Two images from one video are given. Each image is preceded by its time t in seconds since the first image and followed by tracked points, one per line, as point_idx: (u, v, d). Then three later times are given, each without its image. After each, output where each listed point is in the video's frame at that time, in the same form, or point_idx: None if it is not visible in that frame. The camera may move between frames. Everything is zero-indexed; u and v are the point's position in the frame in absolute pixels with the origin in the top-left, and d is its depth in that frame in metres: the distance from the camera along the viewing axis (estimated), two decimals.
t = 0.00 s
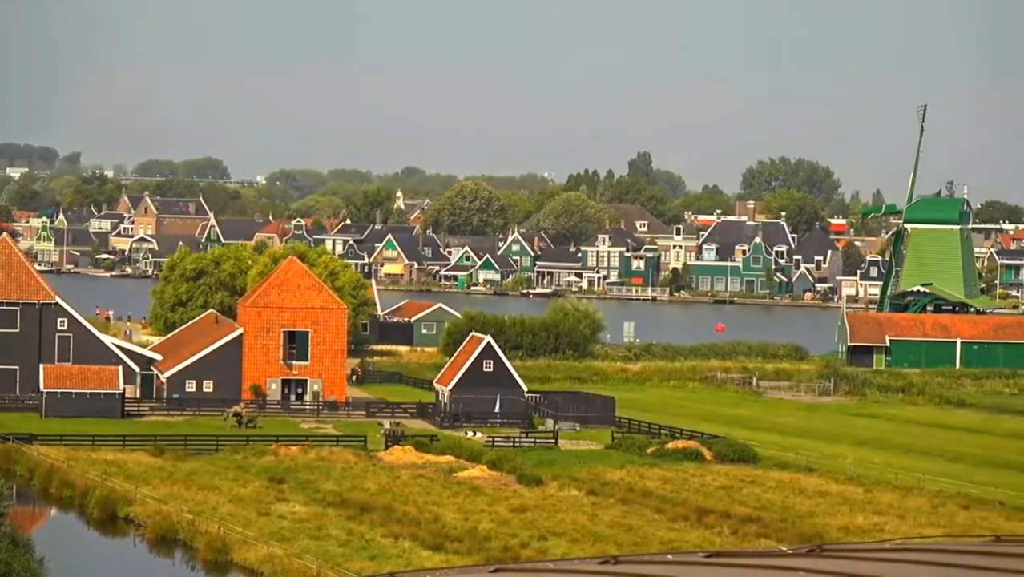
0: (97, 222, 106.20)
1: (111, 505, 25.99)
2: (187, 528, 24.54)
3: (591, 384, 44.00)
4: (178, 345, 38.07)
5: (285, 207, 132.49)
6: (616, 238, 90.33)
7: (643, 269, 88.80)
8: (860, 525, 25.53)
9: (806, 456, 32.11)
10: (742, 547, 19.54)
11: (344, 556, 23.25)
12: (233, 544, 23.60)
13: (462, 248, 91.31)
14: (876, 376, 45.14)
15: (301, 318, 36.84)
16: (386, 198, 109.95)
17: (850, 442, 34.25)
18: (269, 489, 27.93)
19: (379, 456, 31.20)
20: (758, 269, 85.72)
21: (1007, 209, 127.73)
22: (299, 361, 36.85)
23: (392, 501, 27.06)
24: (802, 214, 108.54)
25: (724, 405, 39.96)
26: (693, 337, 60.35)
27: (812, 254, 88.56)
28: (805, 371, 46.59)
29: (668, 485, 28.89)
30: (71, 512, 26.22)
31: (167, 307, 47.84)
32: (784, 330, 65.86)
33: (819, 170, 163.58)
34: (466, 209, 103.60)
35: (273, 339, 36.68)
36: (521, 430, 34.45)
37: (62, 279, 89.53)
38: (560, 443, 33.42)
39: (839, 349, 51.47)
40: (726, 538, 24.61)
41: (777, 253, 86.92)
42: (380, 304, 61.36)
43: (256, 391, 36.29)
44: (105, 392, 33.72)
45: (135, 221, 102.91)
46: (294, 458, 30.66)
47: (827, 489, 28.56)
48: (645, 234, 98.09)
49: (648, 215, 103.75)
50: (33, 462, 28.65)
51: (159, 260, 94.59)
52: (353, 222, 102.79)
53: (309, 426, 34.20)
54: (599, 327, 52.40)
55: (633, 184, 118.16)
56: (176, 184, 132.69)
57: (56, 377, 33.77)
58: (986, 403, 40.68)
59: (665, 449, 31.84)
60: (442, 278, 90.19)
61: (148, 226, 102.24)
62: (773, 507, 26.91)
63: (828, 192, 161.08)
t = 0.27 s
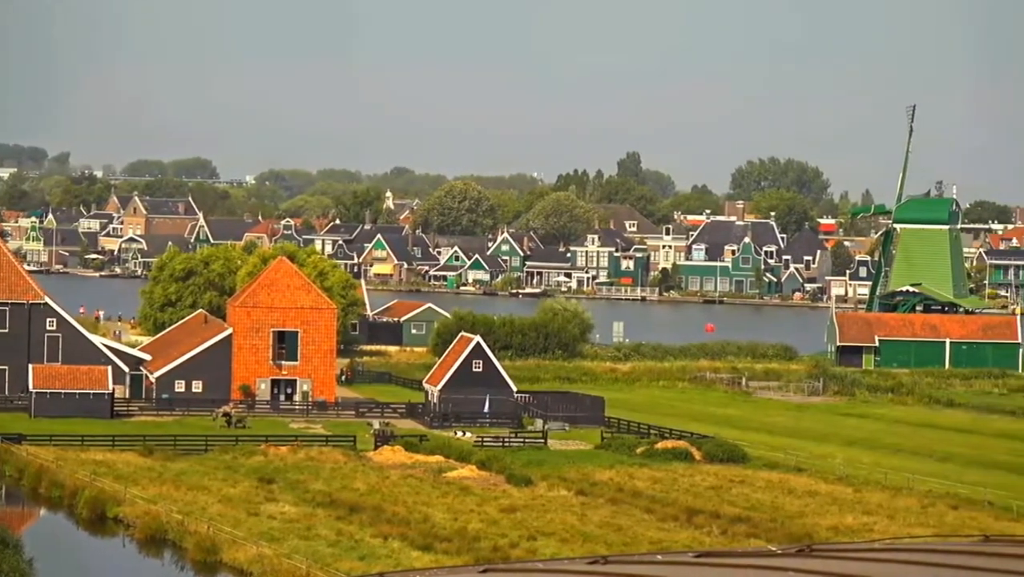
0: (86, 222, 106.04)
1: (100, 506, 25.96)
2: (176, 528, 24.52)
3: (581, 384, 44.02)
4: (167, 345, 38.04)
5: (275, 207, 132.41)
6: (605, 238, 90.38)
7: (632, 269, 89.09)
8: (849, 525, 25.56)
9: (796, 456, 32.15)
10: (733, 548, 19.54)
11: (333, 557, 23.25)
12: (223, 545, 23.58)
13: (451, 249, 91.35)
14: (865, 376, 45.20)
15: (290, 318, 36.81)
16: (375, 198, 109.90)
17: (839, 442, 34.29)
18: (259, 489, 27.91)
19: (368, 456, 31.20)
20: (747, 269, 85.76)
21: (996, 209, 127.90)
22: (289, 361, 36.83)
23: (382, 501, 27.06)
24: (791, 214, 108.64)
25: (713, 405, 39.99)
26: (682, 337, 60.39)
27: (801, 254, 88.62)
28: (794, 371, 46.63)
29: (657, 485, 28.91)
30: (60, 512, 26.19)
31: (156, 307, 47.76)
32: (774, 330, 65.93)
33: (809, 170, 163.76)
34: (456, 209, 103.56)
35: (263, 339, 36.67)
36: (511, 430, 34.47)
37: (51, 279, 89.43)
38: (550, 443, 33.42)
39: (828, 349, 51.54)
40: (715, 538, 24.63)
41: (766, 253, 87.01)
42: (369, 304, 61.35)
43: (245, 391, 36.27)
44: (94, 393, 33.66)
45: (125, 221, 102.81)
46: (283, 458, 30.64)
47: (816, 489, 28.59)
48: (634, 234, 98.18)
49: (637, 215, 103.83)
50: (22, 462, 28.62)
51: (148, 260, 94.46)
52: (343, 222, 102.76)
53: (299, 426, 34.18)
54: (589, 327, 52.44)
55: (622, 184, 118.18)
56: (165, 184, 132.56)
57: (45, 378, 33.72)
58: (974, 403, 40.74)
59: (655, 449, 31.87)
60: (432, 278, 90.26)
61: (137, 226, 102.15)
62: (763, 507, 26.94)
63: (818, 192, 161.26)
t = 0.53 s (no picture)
0: (73, 222, 105.86)
1: (87, 506, 25.92)
2: (163, 528, 24.48)
3: (568, 384, 44.04)
4: (154, 345, 37.98)
5: (262, 207, 132.29)
6: (593, 238, 90.40)
7: (619, 269, 89.20)
8: (836, 525, 25.60)
9: (783, 456, 32.19)
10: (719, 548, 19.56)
11: (321, 557, 23.24)
12: (210, 545, 23.55)
13: (438, 248, 91.39)
14: (852, 376, 45.24)
15: (277, 318, 36.82)
16: (362, 198, 109.84)
17: (826, 442, 34.35)
18: (246, 489, 27.88)
19: (355, 456, 31.19)
20: (734, 268, 85.91)
21: (982, 209, 128.21)
22: (276, 361, 36.81)
23: (369, 501, 27.05)
24: (778, 214, 108.77)
25: (700, 405, 40.03)
26: (669, 337, 60.44)
27: (788, 254, 88.64)
28: (781, 371, 46.68)
29: (645, 485, 28.93)
30: (47, 512, 26.14)
31: (142, 307, 47.69)
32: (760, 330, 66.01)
33: (796, 170, 164.04)
34: (443, 209, 103.50)
35: (250, 339, 36.64)
36: (498, 430, 34.47)
37: (38, 279, 89.27)
38: (537, 443, 33.43)
39: (815, 349, 51.59)
40: (702, 538, 24.65)
41: (754, 253, 87.11)
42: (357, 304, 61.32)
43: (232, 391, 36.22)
44: (80, 393, 33.60)
45: (112, 221, 102.65)
46: (270, 458, 30.62)
47: (803, 489, 28.63)
48: (621, 234, 98.25)
49: (624, 215, 103.91)
50: (8, 463, 28.56)
51: (135, 260, 94.33)
52: (329, 222, 102.70)
53: (286, 426, 34.15)
54: (576, 327, 52.47)
55: (609, 184, 118.26)
56: (152, 184, 132.37)
57: (32, 378, 33.67)
58: (961, 403, 40.82)
59: (642, 449, 31.88)
60: (419, 278, 90.29)
61: (124, 226, 102.00)
62: (750, 507, 26.97)
63: (804, 192, 161.53)
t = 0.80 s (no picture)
0: (58, 222, 105.64)
1: (72, 506, 25.88)
2: (148, 529, 24.46)
3: (553, 384, 44.05)
4: (140, 345, 37.93)
5: (247, 207, 132.09)
6: (578, 238, 90.19)
7: (604, 269, 89.06)
8: (821, 525, 25.65)
9: (768, 456, 32.24)
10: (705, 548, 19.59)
11: (306, 557, 23.23)
12: (195, 545, 23.54)
13: (424, 248, 91.42)
14: (837, 376, 45.30)
15: (262, 318, 36.81)
16: (347, 198, 109.74)
17: (811, 441, 34.41)
18: (231, 489, 27.87)
19: (341, 456, 31.19)
20: (719, 269, 86.00)
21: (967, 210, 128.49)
22: (261, 361, 36.78)
23: (355, 501, 27.05)
24: (764, 214, 108.88)
25: (686, 405, 40.07)
26: (655, 337, 60.48)
27: (774, 254, 88.76)
28: (767, 371, 46.73)
29: (630, 485, 28.96)
30: (32, 513, 26.10)
31: (128, 307, 47.69)
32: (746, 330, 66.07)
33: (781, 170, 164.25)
34: (428, 209, 103.45)
35: (235, 339, 36.60)
36: (483, 430, 34.48)
37: (22, 279, 89.07)
38: (522, 443, 33.45)
39: (801, 350, 51.68)
40: (688, 538, 24.68)
41: (739, 253, 87.20)
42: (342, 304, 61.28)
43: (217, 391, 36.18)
44: (66, 393, 33.55)
45: (97, 221, 102.46)
46: (255, 458, 30.60)
47: (788, 489, 28.68)
48: (607, 234, 98.30)
49: (609, 215, 103.94)
50: None
51: (121, 260, 94.19)
52: (315, 222, 102.62)
53: (271, 426, 34.13)
54: (562, 327, 52.50)
55: (595, 184, 118.31)
56: (137, 184, 132.11)
57: (17, 378, 33.62)
58: (946, 403, 40.90)
59: (627, 449, 31.91)
60: (404, 278, 90.30)
61: (109, 226, 101.81)
62: (735, 507, 27.01)
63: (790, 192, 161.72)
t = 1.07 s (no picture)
0: (49, 222, 105.50)
1: (63, 506, 25.87)
2: (139, 529, 24.45)
3: (544, 384, 44.07)
4: (131, 346, 37.90)
5: (238, 207, 131.99)
6: (569, 239, 90.02)
7: (595, 269, 89.34)
8: (812, 525, 25.69)
9: (759, 456, 32.29)
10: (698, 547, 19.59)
11: (297, 557, 23.24)
12: (186, 545, 23.54)
13: (415, 248, 91.44)
14: (829, 376, 45.36)
15: (253, 318, 36.81)
16: (338, 198, 109.71)
17: (802, 441, 34.46)
18: (222, 489, 27.87)
19: (332, 456, 31.20)
20: (710, 268, 86.03)
21: (958, 210, 128.68)
22: (252, 361, 36.77)
23: (346, 501, 27.07)
24: (755, 214, 108.99)
25: (677, 405, 40.10)
26: (645, 337, 60.52)
27: (764, 253, 88.54)
28: (758, 371, 46.78)
29: (621, 485, 28.99)
30: (22, 513, 26.08)
31: (119, 307, 47.56)
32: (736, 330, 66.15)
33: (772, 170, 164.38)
34: (419, 209, 103.49)
35: (226, 339, 36.59)
36: (475, 430, 34.50)
37: (13, 279, 88.94)
38: (513, 443, 33.46)
39: (792, 350, 51.75)
40: (678, 538, 24.70)
41: (730, 253, 87.31)
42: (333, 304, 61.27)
43: (208, 391, 36.16)
44: (57, 393, 33.53)
45: (88, 221, 102.35)
46: (247, 458, 30.60)
47: (779, 488, 28.73)
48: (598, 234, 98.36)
49: (600, 215, 104.02)
50: None
51: (112, 260, 94.09)
52: (306, 223, 102.58)
53: (263, 426, 34.12)
54: (553, 327, 52.54)
55: (586, 184, 118.37)
56: (128, 184, 131.97)
57: (8, 378, 33.57)
58: (937, 403, 40.97)
59: (618, 449, 31.95)
60: (395, 278, 90.34)
61: (100, 226, 101.69)
62: (726, 507, 27.05)
63: (781, 192, 161.88)
